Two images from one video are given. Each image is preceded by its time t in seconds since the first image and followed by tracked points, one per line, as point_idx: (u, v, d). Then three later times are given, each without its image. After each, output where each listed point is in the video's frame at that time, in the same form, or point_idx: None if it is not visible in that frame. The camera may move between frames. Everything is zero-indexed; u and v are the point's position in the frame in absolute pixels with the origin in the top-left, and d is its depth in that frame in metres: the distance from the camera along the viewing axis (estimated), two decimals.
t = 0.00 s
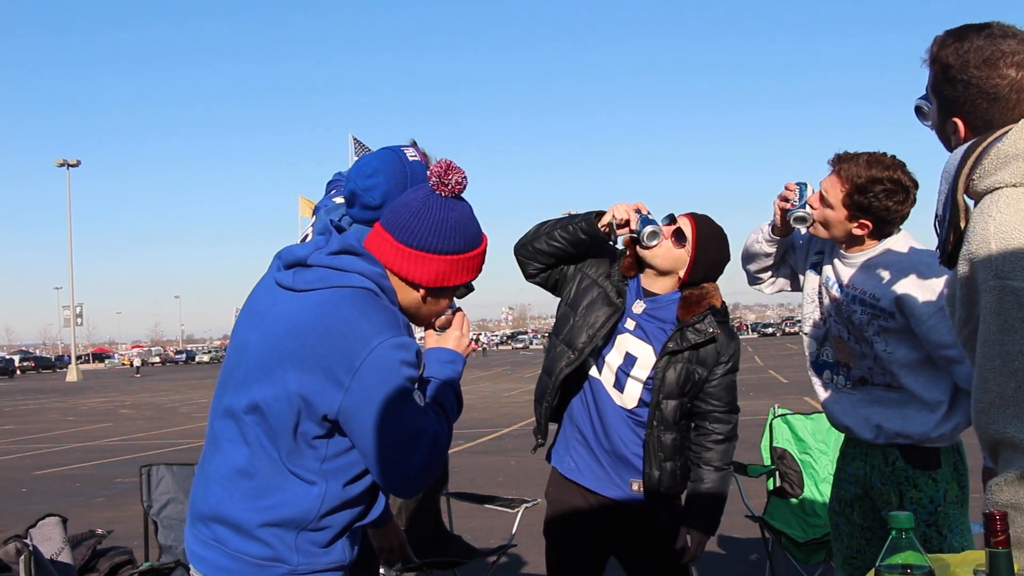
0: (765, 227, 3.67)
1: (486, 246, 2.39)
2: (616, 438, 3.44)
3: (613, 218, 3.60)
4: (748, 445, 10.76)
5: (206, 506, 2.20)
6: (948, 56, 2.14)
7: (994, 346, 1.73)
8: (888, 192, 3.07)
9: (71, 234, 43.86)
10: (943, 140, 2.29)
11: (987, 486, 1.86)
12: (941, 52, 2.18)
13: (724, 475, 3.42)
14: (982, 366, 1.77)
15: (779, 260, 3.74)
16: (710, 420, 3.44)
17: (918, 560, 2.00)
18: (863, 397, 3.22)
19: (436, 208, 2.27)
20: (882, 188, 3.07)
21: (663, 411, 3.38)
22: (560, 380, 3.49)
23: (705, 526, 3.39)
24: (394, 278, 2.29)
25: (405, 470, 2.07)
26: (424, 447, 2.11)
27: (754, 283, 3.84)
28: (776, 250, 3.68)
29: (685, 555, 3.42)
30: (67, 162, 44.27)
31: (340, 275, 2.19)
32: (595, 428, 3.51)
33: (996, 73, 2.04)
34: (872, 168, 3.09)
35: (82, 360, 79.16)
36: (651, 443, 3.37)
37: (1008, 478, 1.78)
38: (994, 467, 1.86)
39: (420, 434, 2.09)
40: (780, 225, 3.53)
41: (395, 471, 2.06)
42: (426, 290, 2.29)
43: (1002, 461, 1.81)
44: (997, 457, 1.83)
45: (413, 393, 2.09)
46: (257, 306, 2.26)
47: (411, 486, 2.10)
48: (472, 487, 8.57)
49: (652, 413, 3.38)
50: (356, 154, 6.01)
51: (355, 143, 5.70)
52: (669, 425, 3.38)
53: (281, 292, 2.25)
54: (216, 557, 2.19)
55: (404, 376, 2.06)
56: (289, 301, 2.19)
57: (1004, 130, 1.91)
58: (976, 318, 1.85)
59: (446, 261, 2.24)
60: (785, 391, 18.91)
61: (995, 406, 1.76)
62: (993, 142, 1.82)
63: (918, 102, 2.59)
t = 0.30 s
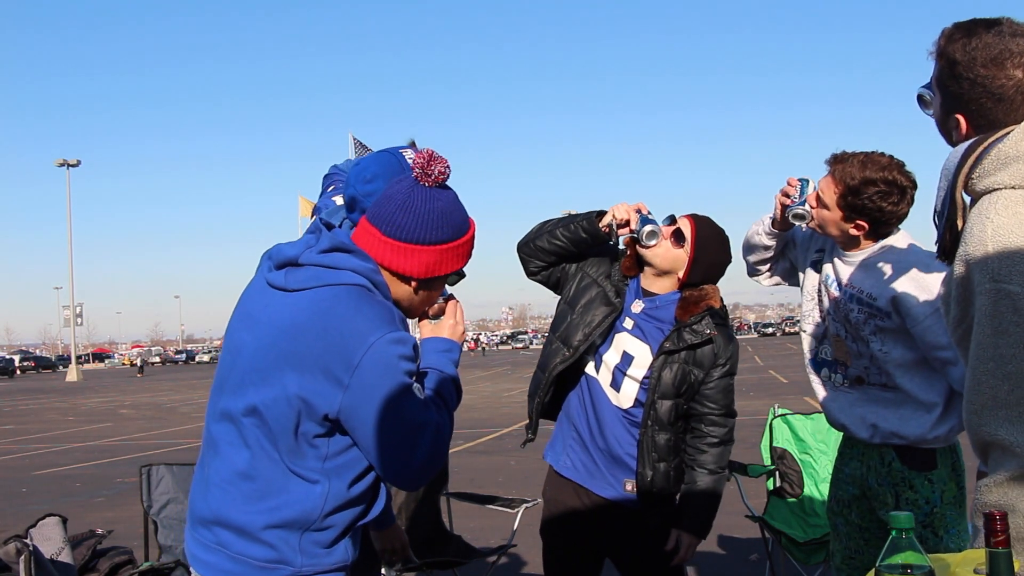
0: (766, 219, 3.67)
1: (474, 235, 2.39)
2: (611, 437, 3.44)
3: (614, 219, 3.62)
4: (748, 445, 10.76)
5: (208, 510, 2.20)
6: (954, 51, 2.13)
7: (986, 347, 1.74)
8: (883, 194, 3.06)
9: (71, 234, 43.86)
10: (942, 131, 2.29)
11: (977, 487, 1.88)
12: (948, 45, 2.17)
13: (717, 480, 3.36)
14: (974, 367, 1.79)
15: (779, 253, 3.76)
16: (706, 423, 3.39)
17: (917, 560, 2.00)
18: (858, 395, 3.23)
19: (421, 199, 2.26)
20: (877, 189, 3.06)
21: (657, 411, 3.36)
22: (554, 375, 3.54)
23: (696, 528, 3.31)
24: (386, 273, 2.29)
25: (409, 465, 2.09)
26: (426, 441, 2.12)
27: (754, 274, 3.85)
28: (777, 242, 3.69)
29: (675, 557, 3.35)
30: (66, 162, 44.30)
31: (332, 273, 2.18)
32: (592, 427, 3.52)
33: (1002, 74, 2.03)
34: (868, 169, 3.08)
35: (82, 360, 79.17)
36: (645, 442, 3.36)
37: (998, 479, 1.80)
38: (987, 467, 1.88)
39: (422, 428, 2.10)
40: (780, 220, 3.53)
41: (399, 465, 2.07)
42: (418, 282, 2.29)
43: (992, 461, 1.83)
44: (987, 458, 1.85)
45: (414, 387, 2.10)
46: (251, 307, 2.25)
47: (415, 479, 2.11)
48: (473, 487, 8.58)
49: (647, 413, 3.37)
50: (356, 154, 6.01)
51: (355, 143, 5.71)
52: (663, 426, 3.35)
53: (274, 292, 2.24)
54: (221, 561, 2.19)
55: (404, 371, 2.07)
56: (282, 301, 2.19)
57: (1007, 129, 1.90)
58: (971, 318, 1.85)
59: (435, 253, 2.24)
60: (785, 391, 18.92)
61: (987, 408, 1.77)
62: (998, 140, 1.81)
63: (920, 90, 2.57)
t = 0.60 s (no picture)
0: (766, 212, 3.67)
1: (466, 233, 2.38)
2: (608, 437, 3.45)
3: (613, 219, 3.61)
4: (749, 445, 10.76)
5: (203, 512, 2.20)
6: (948, 49, 2.13)
7: (979, 347, 1.74)
8: (881, 193, 3.06)
9: (71, 233, 43.86)
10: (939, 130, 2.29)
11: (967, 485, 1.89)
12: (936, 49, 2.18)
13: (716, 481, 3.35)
14: (967, 367, 1.79)
15: (779, 246, 3.75)
16: (704, 424, 3.38)
17: (918, 560, 2.00)
18: (855, 395, 3.24)
19: (413, 198, 2.26)
20: (875, 189, 3.06)
21: (654, 411, 3.36)
22: (556, 374, 3.53)
23: (697, 530, 3.31)
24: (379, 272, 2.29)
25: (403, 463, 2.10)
26: (419, 439, 2.13)
27: (753, 267, 3.85)
28: (776, 236, 3.69)
29: (676, 560, 3.36)
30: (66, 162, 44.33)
31: (325, 272, 2.18)
32: (589, 427, 3.52)
33: (997, 71, 2.03)
34: (868, 168, 3.07)
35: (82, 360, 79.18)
36: (641, 442, 3.36)
37: (988, 478, 1.81)
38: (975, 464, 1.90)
39: (415, 426, 2.11)
40: (778, 214, 3.52)
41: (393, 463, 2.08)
42: (409, 281, 2.29)
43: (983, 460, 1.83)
44: (977, 457, 1.86)
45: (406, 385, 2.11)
46: (243, 307, 2.25)
47: (408, 477, 2.12)
48: (473, 487, 8.57)
49: (643, 414, 3.36)
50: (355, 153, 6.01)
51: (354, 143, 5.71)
52: (659, 427, 3.35)
53: (265, 292, 2.24)
54: (216, 562, 2.19)
55: (395, 370, 2.07)
56: (274, 302, 2.18)
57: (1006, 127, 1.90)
58: (965, 318, 1.85)
59: (427, 252, 2.24)
60: (785, 391, 18.94)
61: (977, 407, 1.78)
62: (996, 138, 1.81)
63: (915, 97, 2.58)
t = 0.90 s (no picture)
0: (769, 209, 3.67)
1: (461, 234, 2.38)
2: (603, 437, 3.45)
3: (614, 217, 3.62)
4: (749, 445, 10.76)
5: (201, 513, 2.20)
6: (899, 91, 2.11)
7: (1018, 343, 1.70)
8: (875, 191, 3.05)
9: (71, 234, 43.86)
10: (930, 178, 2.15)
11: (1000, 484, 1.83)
12: (890, 113, 2.17)
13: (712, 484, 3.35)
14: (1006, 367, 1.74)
15: (779, 243, 3.76)
16: (700, 426, 3.38)
17: (918, 560, 2.00)
18: (854, 395, 3.23)
19: (406, 198, 2.26)
20: (869, 187, 3.05)
21: (649, 413, 3.35)
22: (552, 374, 3.54)
23: (692, 533, 3.33)
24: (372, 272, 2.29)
25: (399, 462, 2.10)
26: (414, 439, 2.12)
27: (754, 264, 3.85)
28: (777, 233, 3.70)
29: (670, 562, 3.38)
30: (66, 162, 44.33)
31: (317, 273, 2.17)
32: (585, 427, 3.52)
33: (953, 76, 1.99)
34: (861, 166, 3.07)
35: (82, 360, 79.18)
36: (635, 443, 3.35)
37: None
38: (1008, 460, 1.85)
39: (410, 425, 2.11)
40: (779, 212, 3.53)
41: (390, 463, 2.08)
42: (402, 281, 2.29)
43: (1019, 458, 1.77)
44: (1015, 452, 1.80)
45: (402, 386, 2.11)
46: (237, 308, 2.25)
47: (405, 476, 2.12)
48: (473, 487, 8.57)
49: (637, 416, 3.35)
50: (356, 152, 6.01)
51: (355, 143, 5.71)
52: (653, 427, 3.34)
53: (259, 293, 2.23)
54: (213, 562, 2.18)
55: (390, 370, 2.07)
56: (267, 303, 2.18)
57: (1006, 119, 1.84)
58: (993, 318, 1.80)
59: (419, 253, 2.24)
60: (785, 391, 18.93)
61: (1018, 404, 1.74)
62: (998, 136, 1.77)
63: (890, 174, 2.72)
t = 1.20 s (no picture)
0: (769, 206, 3.67)
1: (459, 233, 2.38)
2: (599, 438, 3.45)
3: (614, 217, 3.61)
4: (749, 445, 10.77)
5: (197, 512, 2.20)
6: (867, 176, 2.04)
7: None
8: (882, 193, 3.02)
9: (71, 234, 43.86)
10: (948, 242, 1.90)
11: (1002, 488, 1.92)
12: (889, 217, 2.06)
13: (706, 486, 3.36)
14: None
15: (779, 241, 3.76)
16: (696, 427, 3.38)
17: (917, 560, 2.00)
18: (852, 395, 3.24)
19: (403, 198, 2.25)
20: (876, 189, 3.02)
21: (644, 414, 3.35)
22: (549, 373, 3.54)
23: (684, 535, 3.32)
24: (369, 271, 2.30)
25: (395, 463, 2.10)
26: (411, 440, 2.13)
27: (754, 261, 3.86)
28: (778, 230, 3.69)
29: (662, 565, 3.36)
30: (66, 162, 44.33)
31: (313, 274, 2.17)
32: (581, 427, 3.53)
33: (913, 125, 1.96)
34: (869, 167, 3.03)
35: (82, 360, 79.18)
36: (630, 444, 3.35)
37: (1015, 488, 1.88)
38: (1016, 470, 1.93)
39: (406, 425, 2.10)
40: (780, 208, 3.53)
41: (387, 463, 2.09)
42: (399, 280, 2.29)
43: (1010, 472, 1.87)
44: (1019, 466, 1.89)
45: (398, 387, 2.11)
46: (234, 308, 2.25)
47: (401, 476, 2.12)
48: (474, 487, 8.58)
49: (632, 417, 3.35)
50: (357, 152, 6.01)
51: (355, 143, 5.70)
52: (648, 428, 3.35)
53: (255, 293, 2.23)
54: (210, 561, 2.19)
55: (385, 371, 2.07)
56: (262, 304, 2.18)
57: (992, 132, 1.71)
58: None
59: (416, 253, 2.24)
60: (784, 391, 18.94)
61: None
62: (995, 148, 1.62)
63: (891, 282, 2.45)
